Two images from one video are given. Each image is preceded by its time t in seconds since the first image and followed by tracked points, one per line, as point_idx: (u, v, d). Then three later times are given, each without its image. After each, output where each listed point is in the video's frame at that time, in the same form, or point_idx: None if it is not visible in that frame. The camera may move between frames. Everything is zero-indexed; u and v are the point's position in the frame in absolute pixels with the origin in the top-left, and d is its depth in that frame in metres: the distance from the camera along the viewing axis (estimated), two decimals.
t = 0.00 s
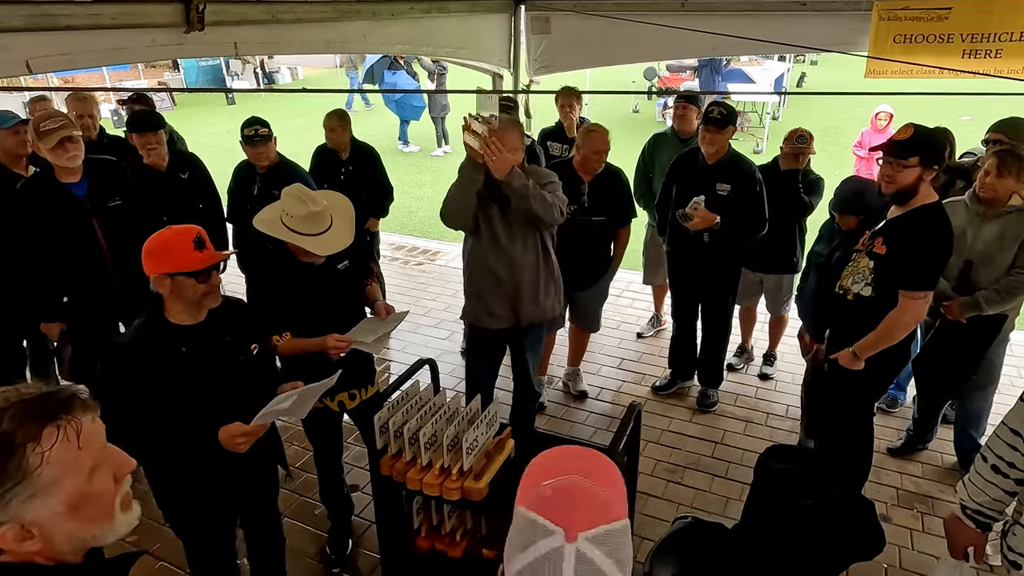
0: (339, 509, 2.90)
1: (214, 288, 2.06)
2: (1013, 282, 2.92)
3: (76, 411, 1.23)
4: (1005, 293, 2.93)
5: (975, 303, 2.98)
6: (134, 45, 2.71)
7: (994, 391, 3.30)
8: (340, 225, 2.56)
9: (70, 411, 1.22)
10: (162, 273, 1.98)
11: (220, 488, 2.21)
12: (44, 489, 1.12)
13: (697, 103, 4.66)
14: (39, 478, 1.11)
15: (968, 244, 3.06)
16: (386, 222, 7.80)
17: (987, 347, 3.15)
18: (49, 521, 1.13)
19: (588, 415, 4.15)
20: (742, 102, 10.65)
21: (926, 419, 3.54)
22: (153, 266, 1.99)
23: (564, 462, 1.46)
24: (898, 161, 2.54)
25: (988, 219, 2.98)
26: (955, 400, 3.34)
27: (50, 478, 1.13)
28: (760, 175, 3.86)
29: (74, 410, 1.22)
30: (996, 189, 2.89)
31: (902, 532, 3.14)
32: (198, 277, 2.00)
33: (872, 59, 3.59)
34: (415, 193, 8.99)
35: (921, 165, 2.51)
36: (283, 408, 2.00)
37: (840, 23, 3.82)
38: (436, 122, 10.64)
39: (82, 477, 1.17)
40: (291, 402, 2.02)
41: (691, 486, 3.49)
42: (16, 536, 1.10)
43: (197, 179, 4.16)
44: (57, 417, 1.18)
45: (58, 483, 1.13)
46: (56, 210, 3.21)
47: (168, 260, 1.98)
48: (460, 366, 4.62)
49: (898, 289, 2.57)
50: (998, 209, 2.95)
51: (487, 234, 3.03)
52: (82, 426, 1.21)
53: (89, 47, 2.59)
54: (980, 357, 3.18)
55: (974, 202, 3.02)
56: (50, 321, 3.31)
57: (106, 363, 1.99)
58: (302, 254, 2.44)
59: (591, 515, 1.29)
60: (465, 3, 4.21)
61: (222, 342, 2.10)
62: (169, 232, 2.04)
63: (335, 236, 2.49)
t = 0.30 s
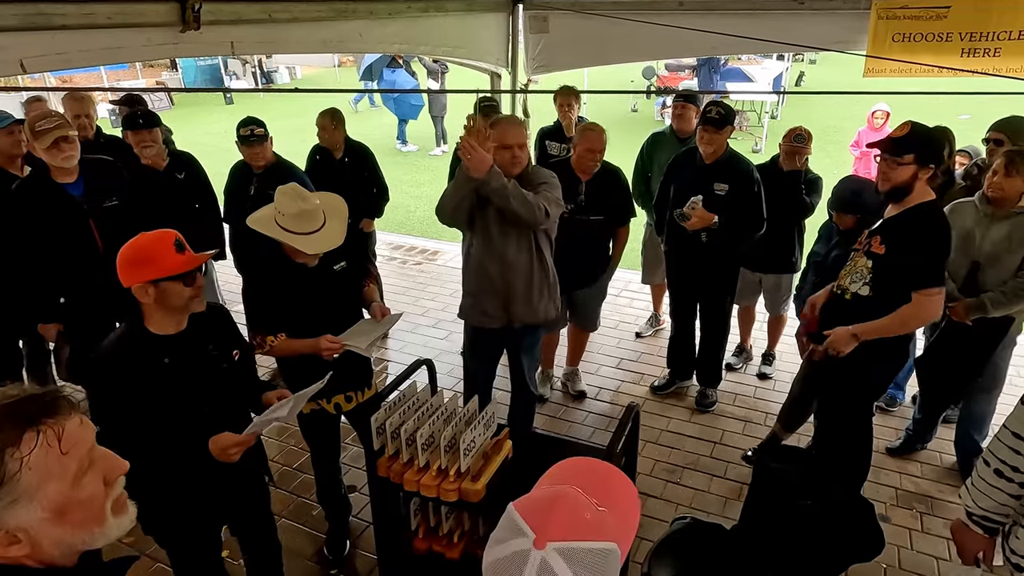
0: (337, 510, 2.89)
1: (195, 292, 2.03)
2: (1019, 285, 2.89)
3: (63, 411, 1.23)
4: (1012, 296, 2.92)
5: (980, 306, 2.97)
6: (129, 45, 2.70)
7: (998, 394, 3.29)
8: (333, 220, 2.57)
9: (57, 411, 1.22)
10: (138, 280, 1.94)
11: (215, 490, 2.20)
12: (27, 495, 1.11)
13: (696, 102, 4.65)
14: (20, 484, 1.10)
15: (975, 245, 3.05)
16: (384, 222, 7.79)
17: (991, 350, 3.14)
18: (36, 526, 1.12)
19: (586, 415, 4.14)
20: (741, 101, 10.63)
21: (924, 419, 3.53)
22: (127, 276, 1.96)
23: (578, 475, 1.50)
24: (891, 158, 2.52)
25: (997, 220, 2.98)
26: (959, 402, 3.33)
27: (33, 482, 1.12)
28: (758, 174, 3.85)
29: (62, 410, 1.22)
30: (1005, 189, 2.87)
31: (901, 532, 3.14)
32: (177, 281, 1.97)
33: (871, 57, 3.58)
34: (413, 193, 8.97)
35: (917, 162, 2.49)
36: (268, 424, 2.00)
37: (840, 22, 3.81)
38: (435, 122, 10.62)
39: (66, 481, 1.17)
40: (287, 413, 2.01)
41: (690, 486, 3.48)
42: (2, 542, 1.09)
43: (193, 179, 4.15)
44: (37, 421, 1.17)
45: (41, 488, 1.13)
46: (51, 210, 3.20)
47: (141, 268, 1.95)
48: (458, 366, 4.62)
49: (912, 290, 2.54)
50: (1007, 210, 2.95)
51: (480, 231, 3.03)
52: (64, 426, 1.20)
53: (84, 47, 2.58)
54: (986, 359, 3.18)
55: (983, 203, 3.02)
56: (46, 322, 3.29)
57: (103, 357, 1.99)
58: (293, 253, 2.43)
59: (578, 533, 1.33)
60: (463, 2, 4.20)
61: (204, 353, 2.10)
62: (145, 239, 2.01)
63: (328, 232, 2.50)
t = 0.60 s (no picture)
0: (336, 510, 2.89)
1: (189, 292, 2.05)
2: None
3: (65, 407, 1.24)
4: None
5: (992, 309, 2.98)
6: (127, 43, 2.69)
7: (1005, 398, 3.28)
8: (326, 216, 2.58)
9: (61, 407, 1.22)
10: (132, 286, 1.94)
11: (214, 490, 2.19)
12: (29, 492, 1.13)
13: (695, 101, 4.64)
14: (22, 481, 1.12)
15: (987, 247, 3.04)
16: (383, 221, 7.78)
17: (994, 351, 3.13)
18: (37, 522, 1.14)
19: (586, 414, 4.14)
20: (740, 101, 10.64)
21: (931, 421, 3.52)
22: (116, 286, 1.95)
23: (555, 479, 1.62)
24: (892, 157, 2.53)
25: (1008, 222, 2.95)
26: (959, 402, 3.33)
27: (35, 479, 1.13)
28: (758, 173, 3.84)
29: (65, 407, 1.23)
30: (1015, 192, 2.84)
31: (900, 532, 3.14)
32: (171, 283, 1.98)
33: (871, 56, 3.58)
34: (412, 192, 8.96)
35: (920, 161, 2.49)
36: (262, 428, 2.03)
37: (839, 21, 3.81)
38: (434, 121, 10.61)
39: (68, 478, 1.18)
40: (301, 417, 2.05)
41: (690, 485, 3.48)
42: (5, 537, 1.10)
43: (192, 179, 4.14)
44: (41, 417, 1.17)
45: (43, 485, 1.14)
46: (50, 210, 3.20)
47: (130, 274, 1.94)
48: (457, 366, 4.61)
49: (881, 282, 2.59)
50: (1019, 212, 2.91)
51: (478, 230, 3.04)
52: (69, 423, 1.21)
53: (81, 46, 2.57)
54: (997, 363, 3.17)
55: (995, 205, 2.99)
56: (45, 321, 3.28)
57: (101, 356, 1.97)
58: (287, 249, 2.47)
59: (564, 534, 1.42)
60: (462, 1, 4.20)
61: (193, 355, 2.10)
62: (129, 244, 2.01)
63: (318, 225, 2.52)
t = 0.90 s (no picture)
0: (336, 509, 2.89)
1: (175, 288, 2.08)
2: None
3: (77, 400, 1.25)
4: None
5: (1000, 311, 2.95)
6: (127, 43, 2.69)
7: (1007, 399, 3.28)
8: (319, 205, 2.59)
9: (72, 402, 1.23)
10: (121, 283, 1.96)
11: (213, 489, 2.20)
12: (45, 483, 1.14)
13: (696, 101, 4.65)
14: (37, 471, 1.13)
15: (994, 249, 3.01)
16: (383, 221, 7.79)
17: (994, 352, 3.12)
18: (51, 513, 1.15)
19: (585, 413, 4.14)
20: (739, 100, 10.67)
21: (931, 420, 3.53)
22: (103, 282, 1.97)
23: (537, 475, 1.70)
24: (889, 156, 2.55)
25: (1015, 223, 2.93)
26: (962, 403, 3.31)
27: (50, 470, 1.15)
28: (757, 173, 3.85)
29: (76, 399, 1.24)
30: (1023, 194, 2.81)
31: (900, 530, 3.15)
32: (160, 278, 2.01)
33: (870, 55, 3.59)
34: (412, 192, 8.97)
35: (920, 161, 2.50)
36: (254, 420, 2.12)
37: (839, 19, 3.80)
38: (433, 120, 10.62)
39: (79, 469, 1.19)
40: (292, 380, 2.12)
41: (689, 484, 3.48)
42: (19, 527, 1.12)
43: (191, 178, 4.14)
44: (53, 409, 1.19)
45: (57, 475, 1.16)
46: (50, 210, 3.20)
47: (118, 271, 1.96)
48: (457, 365, 4.62)
49: (877, 280, 2.61)
50: None
51: (476, 229, 3.05)
52: (79, 415, 1.23)
53: (80, 45, 2.57)
54: (1004, 366, 3.15)
55: (1002, 207, 2.97)
56: (45, 321, 3.29)
57: (99, 355, 1.98)
58: (285, 236, 2.50)
59: (564, 535, 1.52)
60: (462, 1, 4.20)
61: (184, 348, 2.10)
62: (115, 241, 2.02)
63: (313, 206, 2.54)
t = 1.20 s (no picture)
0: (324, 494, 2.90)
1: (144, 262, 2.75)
2: (979, 274, 3.06)
3: (161, 329, 1.58)
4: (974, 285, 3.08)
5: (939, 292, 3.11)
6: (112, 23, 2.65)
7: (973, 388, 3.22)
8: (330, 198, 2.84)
9: (155, 335, 1.54)
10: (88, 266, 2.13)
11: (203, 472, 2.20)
12: (125, 434, 1.42)
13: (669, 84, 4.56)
14: (110, 431, 1.40)
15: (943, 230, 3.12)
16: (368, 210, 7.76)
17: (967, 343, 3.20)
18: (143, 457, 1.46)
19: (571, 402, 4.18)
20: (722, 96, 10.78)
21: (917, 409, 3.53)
22: (99, 252, 2.55)
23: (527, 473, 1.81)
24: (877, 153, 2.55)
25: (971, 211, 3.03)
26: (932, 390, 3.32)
27: (129, 423, 1.43)
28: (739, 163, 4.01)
29: (159, 329, 1.56)
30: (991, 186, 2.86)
31: (877, 514, 3.23)
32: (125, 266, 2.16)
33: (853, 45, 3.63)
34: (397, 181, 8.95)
35: (905, 156, 2.46)
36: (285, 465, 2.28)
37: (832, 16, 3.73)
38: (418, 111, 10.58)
39: (160, 363, 1.54)
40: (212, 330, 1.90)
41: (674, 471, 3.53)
42: (121, 382, 1.43)
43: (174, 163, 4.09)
44: (143, 317, 1.55)
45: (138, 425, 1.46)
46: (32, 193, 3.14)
47: (117, 244, 2.60)
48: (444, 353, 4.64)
49: (896, 289, 2.62)
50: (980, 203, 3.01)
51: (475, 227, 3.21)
52: (134, 363, 1.46)
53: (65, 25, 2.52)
54: (949, 349, 3.25)
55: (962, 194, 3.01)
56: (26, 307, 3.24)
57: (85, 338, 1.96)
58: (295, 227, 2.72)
59: (574, 524, 1.67)
60: None
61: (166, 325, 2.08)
62: (88, 211, 2.63)
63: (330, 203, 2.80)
